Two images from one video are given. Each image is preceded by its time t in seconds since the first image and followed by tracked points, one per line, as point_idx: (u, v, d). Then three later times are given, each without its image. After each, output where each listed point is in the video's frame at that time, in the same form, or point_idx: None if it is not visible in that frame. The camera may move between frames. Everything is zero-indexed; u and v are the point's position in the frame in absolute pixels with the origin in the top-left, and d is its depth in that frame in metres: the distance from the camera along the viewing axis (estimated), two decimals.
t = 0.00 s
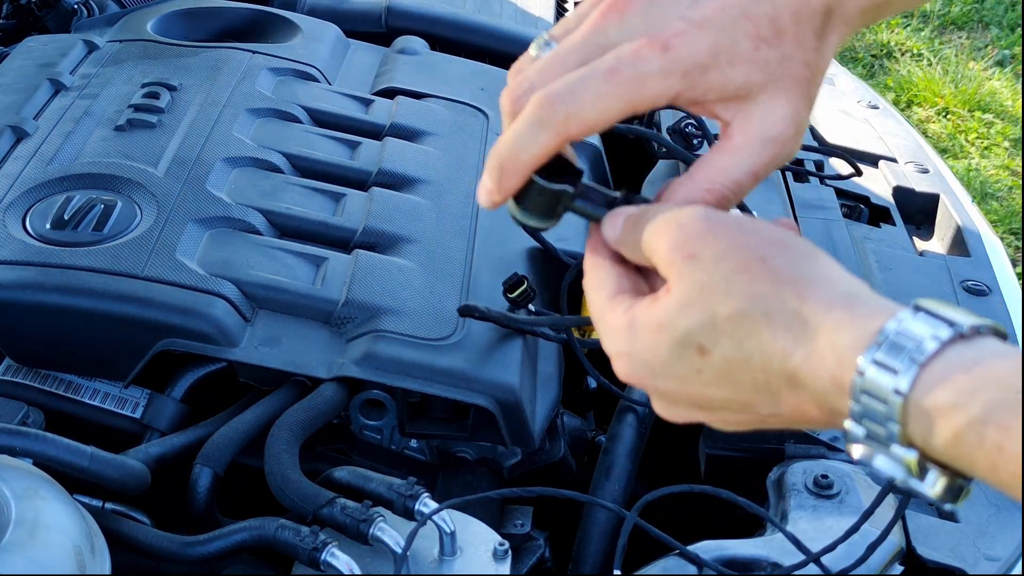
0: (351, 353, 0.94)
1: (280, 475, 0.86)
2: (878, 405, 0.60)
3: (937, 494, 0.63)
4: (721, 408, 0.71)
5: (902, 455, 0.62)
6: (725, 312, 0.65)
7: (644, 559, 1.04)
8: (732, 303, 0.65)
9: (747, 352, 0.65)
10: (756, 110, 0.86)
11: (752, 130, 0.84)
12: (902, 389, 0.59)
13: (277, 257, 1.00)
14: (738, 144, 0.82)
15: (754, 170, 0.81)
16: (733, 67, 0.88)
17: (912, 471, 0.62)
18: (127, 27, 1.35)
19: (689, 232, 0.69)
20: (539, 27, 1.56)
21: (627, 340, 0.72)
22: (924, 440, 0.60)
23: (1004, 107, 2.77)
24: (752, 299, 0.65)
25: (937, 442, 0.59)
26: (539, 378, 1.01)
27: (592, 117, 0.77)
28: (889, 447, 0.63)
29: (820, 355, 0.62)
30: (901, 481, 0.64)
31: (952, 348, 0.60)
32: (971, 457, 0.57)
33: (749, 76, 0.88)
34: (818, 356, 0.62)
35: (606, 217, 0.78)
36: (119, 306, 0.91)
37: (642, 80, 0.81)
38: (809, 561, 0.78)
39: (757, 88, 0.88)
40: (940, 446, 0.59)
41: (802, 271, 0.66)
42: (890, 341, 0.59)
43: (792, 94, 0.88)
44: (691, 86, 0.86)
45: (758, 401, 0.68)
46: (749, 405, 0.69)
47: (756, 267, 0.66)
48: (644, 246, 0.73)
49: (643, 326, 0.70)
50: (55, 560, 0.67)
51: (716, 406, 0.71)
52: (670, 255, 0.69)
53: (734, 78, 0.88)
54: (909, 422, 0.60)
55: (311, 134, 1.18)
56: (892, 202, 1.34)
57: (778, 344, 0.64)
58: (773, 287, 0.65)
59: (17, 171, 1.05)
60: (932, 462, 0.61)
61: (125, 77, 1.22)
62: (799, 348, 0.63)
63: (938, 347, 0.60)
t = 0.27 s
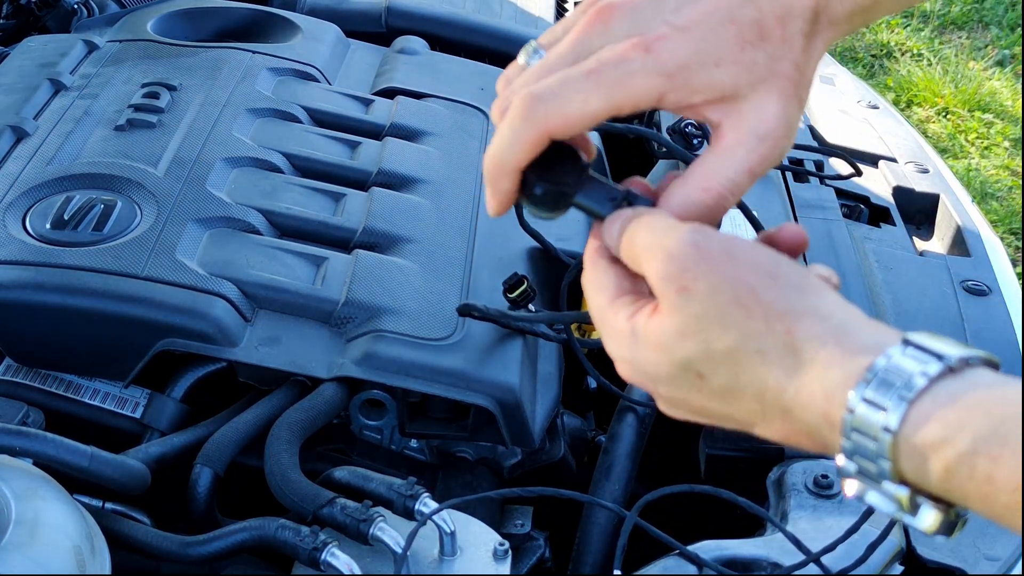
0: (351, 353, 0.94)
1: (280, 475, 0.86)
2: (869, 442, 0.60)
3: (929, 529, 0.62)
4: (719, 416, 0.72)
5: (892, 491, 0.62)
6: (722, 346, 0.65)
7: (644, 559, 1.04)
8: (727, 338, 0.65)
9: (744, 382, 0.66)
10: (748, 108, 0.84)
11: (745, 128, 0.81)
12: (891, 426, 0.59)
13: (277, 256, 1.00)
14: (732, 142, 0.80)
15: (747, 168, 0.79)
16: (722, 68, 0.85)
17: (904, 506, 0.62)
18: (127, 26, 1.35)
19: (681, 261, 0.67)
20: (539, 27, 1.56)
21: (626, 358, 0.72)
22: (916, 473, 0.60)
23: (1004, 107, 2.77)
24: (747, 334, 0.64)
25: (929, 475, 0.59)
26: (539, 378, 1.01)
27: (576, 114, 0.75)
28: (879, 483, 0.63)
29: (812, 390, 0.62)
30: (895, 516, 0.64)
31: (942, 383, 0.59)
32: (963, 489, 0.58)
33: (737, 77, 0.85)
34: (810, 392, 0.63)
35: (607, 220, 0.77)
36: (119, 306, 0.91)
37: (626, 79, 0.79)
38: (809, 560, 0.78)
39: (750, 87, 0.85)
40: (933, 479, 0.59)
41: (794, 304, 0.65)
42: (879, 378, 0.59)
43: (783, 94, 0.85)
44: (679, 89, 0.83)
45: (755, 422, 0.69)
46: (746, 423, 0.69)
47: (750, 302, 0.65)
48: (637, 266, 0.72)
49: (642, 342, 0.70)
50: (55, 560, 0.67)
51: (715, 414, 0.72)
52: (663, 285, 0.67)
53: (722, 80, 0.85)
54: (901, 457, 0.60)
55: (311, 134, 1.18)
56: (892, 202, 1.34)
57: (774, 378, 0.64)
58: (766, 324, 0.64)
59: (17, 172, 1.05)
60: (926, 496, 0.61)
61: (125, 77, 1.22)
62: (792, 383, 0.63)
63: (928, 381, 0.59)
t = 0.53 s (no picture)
0: (351, 353, 0.94)
1: (280, 475, 0.86)
2: (883, 445, 0.59)
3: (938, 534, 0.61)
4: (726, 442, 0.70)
5: (905, 495, 0.61)
6: (737, 357, 0.65)
7: (645, 559, 1.04)
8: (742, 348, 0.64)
9: (756, 394, 0.65)
10: (722, 135, 0.84)
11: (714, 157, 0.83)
12: (907, 428, 0.58)
13: (277, 256, 1.00)
14: (703, 169, 0.82)
15: (719, 197, 0.81)
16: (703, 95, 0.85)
17: (915, 511, 0.61)
18: (127, 26, 1.35)
19: (696, 275, 0.67)
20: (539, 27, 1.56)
21: (632, 374, 0.71)
22: (927, 477, 0.59)
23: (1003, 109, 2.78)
24: (760, 345, 0.64)
25: (940, 479, 0.58)
26: (539, 378, 1.01)
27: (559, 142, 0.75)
28: (893, 488, 0.61)
29: (829, 399, 0.61)
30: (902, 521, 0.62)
31: (954, 388, 0.59)
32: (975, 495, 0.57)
33: (718, 102, 0.85)
34: (828, 401, 0.61)
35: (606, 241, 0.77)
36: (119, 306, 0.91)
37: (610, 110, 0.78)
38: (809, 561, 0.78)
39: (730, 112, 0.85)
40: (943, 482, 0.58)
41: (811, 315, 0.64)
42: (895, 382, 0.59)
43: (759, 120, 0.86)
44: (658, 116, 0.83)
45: (767, 442, 0.67)
46: (757, 443, 0.68)
47: (766, 313, 0.65)
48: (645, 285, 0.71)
49: (650, 359, 0.69)
50: (55, 560, 0.67)
51: (723, 440, 0.70)
52: (676, 299, 0.67)
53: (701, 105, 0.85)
54: (913, 461, 0.59)
55: (311, 133, 1.18)
56: (892, 202, 1.34)
57: (788, 389, 0.63)
58: (784, 333, 0.64)
59: (17, 171, 1.05)
60: (935, 501, 0.60)
61: (125, 77, 1.22)
62: (807, 393, 0.62)
63: (942, 386, 0.59)
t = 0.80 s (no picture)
0: (351, 353, 0.94)
1: (280, 475, 0.86)
2: (886, 422, 0.58)
3: (932, 519, 0.60)
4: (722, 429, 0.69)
5: (904, 476, 0.60)
6: (744, 335, 0.64)
7: (645, 560, 1.04)
8: (751, 326, 0.64)
9: (761, 374, 0.64)
10: (714, 157, 0.83)
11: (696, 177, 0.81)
12: (911, 405, 0.58)
13: (277, 256, 1.00)
14: (696, 190, 0.80)
15: (711, 219, 0.80)
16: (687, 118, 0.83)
17: (914, 495, 0.60)
18: (127, 26, 1.35)
19: (706, 259, 0.67)
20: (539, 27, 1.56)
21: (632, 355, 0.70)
22: (927, 459, 0.59)
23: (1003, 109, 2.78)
24: (768, 325, 0.64)
25: (940, 460, 0.58)
26: (539, 378, 1.01)
27: (561, 174, 0.74)
28: (892, 468, 0.60)
29: (835, 376, 0.61)
30: (899, 507, 0.61)
31: (959, 373, 0.59)
32: (973, 479, 0.56)
33: (711, 123, 0.83)
34: (833, 377, 0.61)
35: (612, 261, 0.76)
36: (119, 306, 0.91)
37: (607, 137, 0.77)
38: (809, 561, 0.78)
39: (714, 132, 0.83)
40: (942, 465, 0.57)
41: (823, 295, 0.65)
42: (902, 361, 0.59)
43: (750, 141, 0.84)
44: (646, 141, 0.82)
45: (766, 425, 0.66)
46: (754, 428, 0.67)
47: (776, 293, 0.65)
48: (651, 273, 0.71)
49: (653, 340, 0.69)
50: (55, 561, 0.67)
51: (719, 428, 0.69)
52: (687, 279, 0.67)
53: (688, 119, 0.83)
54: (915, 440, 0.59)
55: (311, 134, 1.18)
56: (892, 202, 1.34)
57: (792, 367, 0.63)
58: (794, 312, 0.64)
59: (17, 171, 1.05)
60: (934, 486, 0.59)
61: (125, 77, 1.22)
62: (812, 371, 0.62)
63: (947, 369, 0.59)
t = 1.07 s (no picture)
0: (351, 353, 0.94)
1: (280, 475, 0.86)
2: (879, 421, 0.59)
3: (924, 521, 0.60)
4: (715, 425, 0.69)
5: (896, 475, 0.60)
6: (740, 332, 0.64)
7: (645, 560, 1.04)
8: (746, 322, 0.64)
9: (755, 372, 0.64)
10: (713, 161, 0.83)
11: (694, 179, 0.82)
12: (904, 404, 0.58)
13: (277, 256, 1.00)
14: (695, 195, 0.81)
15: (710, 222, 0.80)
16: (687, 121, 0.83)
17: (906, 495, 0.60)
18: (127, 26, 1.35)
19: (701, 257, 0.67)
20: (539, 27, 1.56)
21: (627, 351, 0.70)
22: (920, 459, 0.59)
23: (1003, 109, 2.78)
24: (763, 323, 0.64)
25: (933, 460, 0.58)
26: (539, 378, 1.01)
27: (564, 178, 0.74)
28: (885, 468, 0.60)
29: (830, 374, 0.61)
30: (891, 507, 0.61)
31: (952, 373, 0.59)
32: (965, 478, 0.56)
33: (711, 127, 0.83)
34: (827, 375, 0.62)
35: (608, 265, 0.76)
36: (119, 306, 0.91)
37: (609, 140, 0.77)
38: (809, 561, 0.78)
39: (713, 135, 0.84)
40: (935, 465, 0.57)
41: (821, 294, 0.65)
42: (897, 360, 0.59)
43: (748, 145, 0.85)
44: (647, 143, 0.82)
45: (758, 422, 0.66)
46: (747, 425, 0.67)
47: (772, 290, 0.65)
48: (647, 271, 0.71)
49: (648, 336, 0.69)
50: (55, 560, 0.67)
51: (712, 423, 0.69)
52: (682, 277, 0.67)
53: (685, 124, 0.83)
54: (907, 440, 0.59)
55: (311, 134, 1.18)
56: (892, 202, 1.34)
57: (786, 364, 0.63)
58: (789, 309, 0.64)
59: (17, 171, 1.05)
60: (926, 486, 0.59)
61: (125, 77, 1.22)
62: (806, 368, 0.62)
63: (941, 369, 0.59)
